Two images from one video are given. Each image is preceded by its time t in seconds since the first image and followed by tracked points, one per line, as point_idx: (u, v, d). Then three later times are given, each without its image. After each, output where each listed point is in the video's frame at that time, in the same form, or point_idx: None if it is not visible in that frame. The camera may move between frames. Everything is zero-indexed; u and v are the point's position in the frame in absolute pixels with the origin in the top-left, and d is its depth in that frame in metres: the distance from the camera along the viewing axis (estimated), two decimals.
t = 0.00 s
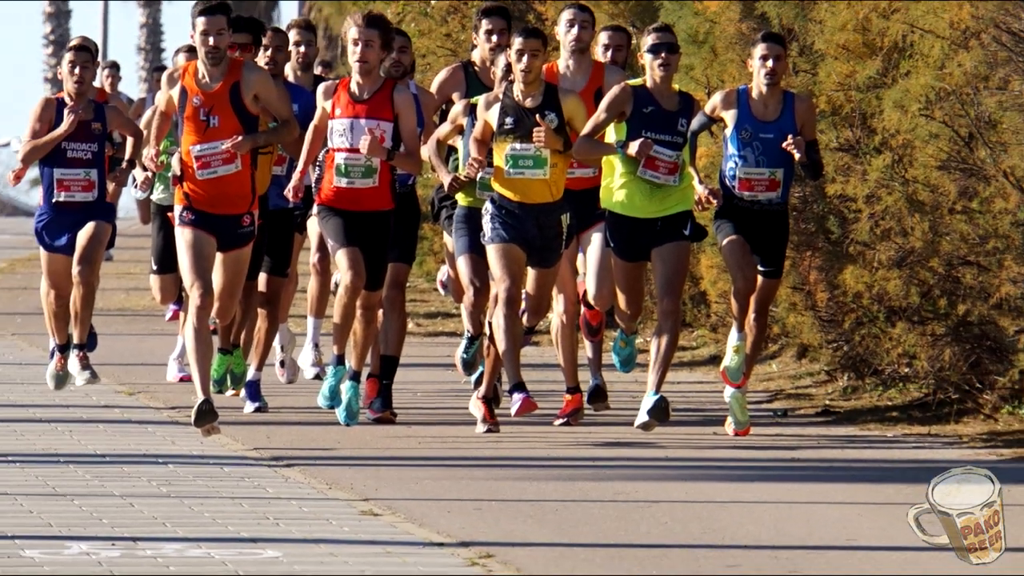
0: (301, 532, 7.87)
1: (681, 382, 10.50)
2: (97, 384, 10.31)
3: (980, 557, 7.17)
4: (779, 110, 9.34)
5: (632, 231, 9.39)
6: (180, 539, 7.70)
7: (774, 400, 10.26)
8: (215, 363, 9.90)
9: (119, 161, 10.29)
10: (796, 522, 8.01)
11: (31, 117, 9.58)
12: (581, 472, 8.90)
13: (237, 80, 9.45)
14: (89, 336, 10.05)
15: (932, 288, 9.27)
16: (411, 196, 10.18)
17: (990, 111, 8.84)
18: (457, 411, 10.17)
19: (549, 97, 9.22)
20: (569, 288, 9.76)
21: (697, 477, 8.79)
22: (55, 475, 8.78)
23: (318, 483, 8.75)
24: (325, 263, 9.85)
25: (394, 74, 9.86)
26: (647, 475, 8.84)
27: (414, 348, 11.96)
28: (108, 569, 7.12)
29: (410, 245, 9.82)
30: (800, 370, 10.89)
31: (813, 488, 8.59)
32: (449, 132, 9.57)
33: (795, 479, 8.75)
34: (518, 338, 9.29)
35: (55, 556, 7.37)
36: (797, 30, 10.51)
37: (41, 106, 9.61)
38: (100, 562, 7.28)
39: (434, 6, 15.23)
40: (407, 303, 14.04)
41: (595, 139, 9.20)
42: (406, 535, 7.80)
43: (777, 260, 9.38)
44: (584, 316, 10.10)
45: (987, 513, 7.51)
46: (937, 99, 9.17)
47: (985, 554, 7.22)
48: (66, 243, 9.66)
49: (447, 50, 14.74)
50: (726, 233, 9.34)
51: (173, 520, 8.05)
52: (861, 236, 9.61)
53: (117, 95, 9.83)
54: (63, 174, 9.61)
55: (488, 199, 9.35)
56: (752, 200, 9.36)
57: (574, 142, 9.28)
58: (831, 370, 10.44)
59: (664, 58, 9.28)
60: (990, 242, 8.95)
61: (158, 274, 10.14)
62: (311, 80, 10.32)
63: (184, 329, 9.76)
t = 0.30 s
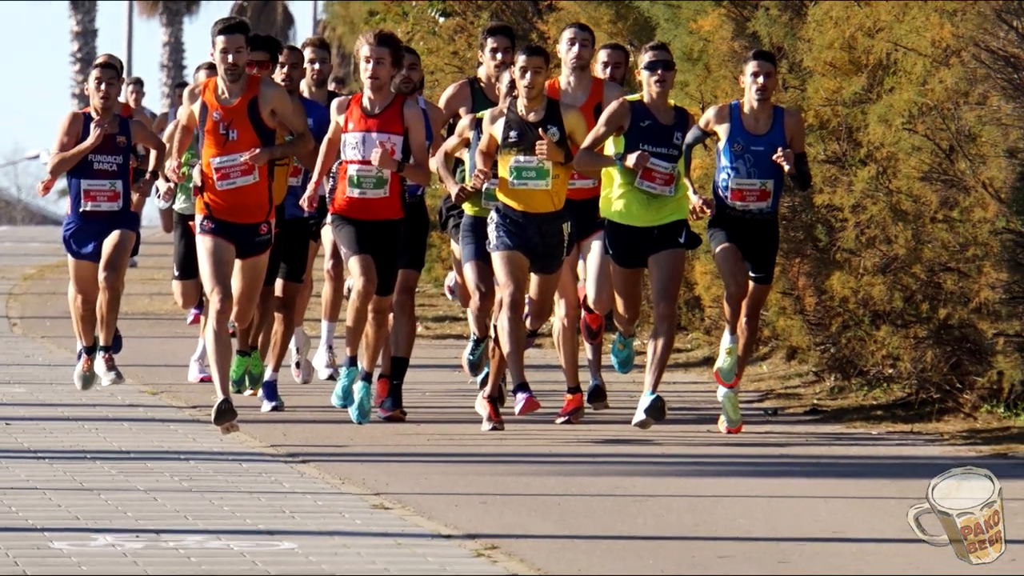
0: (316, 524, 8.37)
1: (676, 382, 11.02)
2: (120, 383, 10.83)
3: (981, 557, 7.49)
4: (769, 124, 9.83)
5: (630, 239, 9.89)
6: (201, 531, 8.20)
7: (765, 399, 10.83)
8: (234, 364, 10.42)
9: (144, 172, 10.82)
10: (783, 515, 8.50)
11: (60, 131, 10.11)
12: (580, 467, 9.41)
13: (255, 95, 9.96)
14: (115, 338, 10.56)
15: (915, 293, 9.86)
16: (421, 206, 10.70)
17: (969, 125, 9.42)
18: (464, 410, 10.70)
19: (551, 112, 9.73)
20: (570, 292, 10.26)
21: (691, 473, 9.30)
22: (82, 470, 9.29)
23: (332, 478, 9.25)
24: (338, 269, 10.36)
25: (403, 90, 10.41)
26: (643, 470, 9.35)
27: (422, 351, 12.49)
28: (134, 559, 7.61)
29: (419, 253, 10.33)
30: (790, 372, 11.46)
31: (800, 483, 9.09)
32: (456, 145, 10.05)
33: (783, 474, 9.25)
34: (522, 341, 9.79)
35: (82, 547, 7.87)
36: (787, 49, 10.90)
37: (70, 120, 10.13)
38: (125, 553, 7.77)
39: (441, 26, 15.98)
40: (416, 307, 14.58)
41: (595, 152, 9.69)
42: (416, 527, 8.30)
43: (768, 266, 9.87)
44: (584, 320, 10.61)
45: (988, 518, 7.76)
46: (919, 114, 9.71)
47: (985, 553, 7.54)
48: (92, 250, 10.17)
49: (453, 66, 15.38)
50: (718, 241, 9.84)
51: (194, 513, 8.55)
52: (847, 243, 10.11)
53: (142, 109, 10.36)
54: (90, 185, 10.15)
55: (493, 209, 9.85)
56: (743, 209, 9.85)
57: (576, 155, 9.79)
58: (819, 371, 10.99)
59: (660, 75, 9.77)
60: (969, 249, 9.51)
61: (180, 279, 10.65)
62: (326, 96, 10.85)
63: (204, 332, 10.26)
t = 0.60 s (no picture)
0: (329, 518, 8.87)
1: (673, 382, 11.54)
2: (143, 383, 11.36)
3: (982, 556, 7.91)
4: (761, 137, 10.34)
5: (628, 247, 10.39)
6: (220, 524, 8.70)
7: (756, 399, 11.40)
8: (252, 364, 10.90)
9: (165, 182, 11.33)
10: (771, 509, 9.00)
11: (84, 144, 10.59)
12: (581, 463, 9.92)
13: (271, 110, 10.46)
14: (139, 338, 11.08)
15: (899, 298, 10.39)
16: (429, 215, 11.23)
17: (952, 137, 9.95)
18: (471, 409, 11.21)
19: (553, 125, 10.24)
20: (571, 296, 10.76)
21: (685, 468, 9.81)
22: (107, 466, 9.80)
23: (345, 473, 9.76)
24: (351, 275, 10.86)
25: (413, 105, 10.91)
26: (640, 466, 9.85)
27: (430, 353, 13.01)
28: (157, 551, 8.11)
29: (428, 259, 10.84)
30: (780, 372, 12.05)
31: (789, 479, 9.60)
32: (463, 157, 10.55)
33: (773, 470, 9.75)
34: (525, 343, 10.28)
35: (107, 539, 8.37)
36: (777, 65, 11.49)
37: (94, 133, 10.65)
38: (148, 545, 8.27)
39: (449, 44, 16.96)
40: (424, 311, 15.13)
41: (595, 164, 10.18)
42: (424, 520, 8.80)
43: (759, 272, 10.34)
44: (585, 324, 11.13)
45: (985, 516, 8.33)
46: (904, 127, 10.22)
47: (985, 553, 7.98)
48: (115, 257, 10.71)
49: (460, 82, 16.14)
50: (712, 248, 10.37)
51: (213, 507, 9.05)
52: (835, 250, 10.66)
53: (163, 123, 10.87)
54: (114, 195, 10.67)
55: (499, 217, 10.34)
56: (736, 218, 10.35)
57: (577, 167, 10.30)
58: (806, 372, 11.55)
59: (657, 90, 10.25)
60: (951, 256, 10.05)
61: (200, 285, 11.16)
62: (338, 110, 11.37)
63: (223, 335, 10.77)
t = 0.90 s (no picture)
0: (341, 512, 9.38)
1: (669, 382, 12.06)
2: (163, 383, 11.88)
3: (980, 557, 8.14)
4: (753, 148, 10.85)
5: (626, 254, 10.89)
6: (237, 518, 9.20)
7: (749, 398, 11.99)
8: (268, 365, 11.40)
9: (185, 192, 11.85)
10: (761, 504, 9.49)
11: (108, 156, 11.15)
12: (581, 460, 10.42)
13: (286, 122, 10.98)
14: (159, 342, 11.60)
15: (884, 302, 10.92)
16: (436, 223, 11.76)
17: (935, 149, 10.45)
18: (477, 408, 11.72)
19: (554, 138, 10.70)
20: (572, 301, 11.27)
21: (680, 464, 10.32)
22: (129, 463, 10.30)
23: (356, 469, 10.27)
24: (362, 280, 11.37)
25: (420, 118, 11.40)
26: (638, 462, 10.36)
27: (437, 355, 13.54)
28: (177, 544, 8.60)
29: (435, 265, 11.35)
30: (770, 372, 12.66)
31: (779, 475, 10.10)
32: (468, 167, 11.06)
33: (763, 467, 10.25)
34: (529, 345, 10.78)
35: (130, 531, 8.87)
36: (768, 80, 12.08)
37: (117, 145, 11.19)
38: (168, 537, 8.77)
39: (456, 60, 17.95)
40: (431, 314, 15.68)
41: (594, 174, 10.63)
42: (431, 514, 9.29)
43: (751, 277, 10.86)
44: (585, 328, 11.63)
45: (986, 518, 8.57)
46: (889, 139, 10.74)
47: (986, 554, 8.21)
48: (137, 263, 11.23)
49: (466, 96, 17.15)
50: (706, 255, 10.84)
51: (231, 502, 9.55)
52: (824, 256, 11.25)
53: (183, 135, 11.40)
54: (135, 204, 11.21)
55: (502, 225, 10.84)
56: (730, 226, 10.84)
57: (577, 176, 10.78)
58: (795, 372, 12.12)
59: (653, 104, 10.75)
60: (934, 262, 10.55)
61: (218, 289, 11.69)
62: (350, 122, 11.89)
63: (240, 338, 11.28)
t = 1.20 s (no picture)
0: (352, 506, 9.88)
1: (666, 382, 12.58)
2: (182, 383, 12.41)
3: (980, 557, 8.32)
4: (746, 158, 11.34)
5: (626, 259, 11.39)
6: (253, 513, 9.69)
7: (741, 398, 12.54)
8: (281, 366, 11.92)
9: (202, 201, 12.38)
10: (751, 499, 9.99)
11: (129, 166, 11.67)
12: (581, 456, 10.93)
13: (299, 134, 11.50)
14: (177, 345, 12.12)
15: (872, 305, 11.46)
16: (443, 231, 12.28)
17: (919, 159, 10.95)
18: (482, 408, 12.24)
19: (556, 148, 11.23)
20: (572, 304, 11.79)
21: (675, 461, 10.83)
22: (149, 459, 10.81)
23: (367, 465, 10.77)
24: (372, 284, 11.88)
25: (429, 130, 11.95)
26: (635, 459, 10.87)
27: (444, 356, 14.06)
28: (196, 537, 9.09)
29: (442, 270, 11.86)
30: (762, 373, 13.25)
31: (770, 471, 10.60)
32: (474, 177, 11.58)
33: (755, 463, 10.76)
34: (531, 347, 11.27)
35: (149, 525, 9.36)
36: (760, 94, 12.60)
37: (138, 155, 11.75)
38: (187, 531, 9.25)
39: (461, 73, 19.05)
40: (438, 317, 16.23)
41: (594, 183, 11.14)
42: (438, 509, 9.79)
43: (744, 282, 11.34)
44: (586, 330, 12.14)
45: (987, 516, 8.73)
46: (876, 150, 11.24)
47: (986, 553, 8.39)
48: (157, 268, 11.75)
49: (472, 110, 18.12)
50: (701, 261, 11.34)
51: (247, 497, 10.05)
52: (813, 262, 11.79)
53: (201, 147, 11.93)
54: (155, 212, 11.72)
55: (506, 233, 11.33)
56: (723, 232, 11.33)
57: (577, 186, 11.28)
58: (786, 373, 12.68)
59: (651, 116, 11.27)
60: (919, 267, 11.06)
61: (234, 294, 12.21)
62: (361, 134, 12.44)
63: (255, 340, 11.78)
